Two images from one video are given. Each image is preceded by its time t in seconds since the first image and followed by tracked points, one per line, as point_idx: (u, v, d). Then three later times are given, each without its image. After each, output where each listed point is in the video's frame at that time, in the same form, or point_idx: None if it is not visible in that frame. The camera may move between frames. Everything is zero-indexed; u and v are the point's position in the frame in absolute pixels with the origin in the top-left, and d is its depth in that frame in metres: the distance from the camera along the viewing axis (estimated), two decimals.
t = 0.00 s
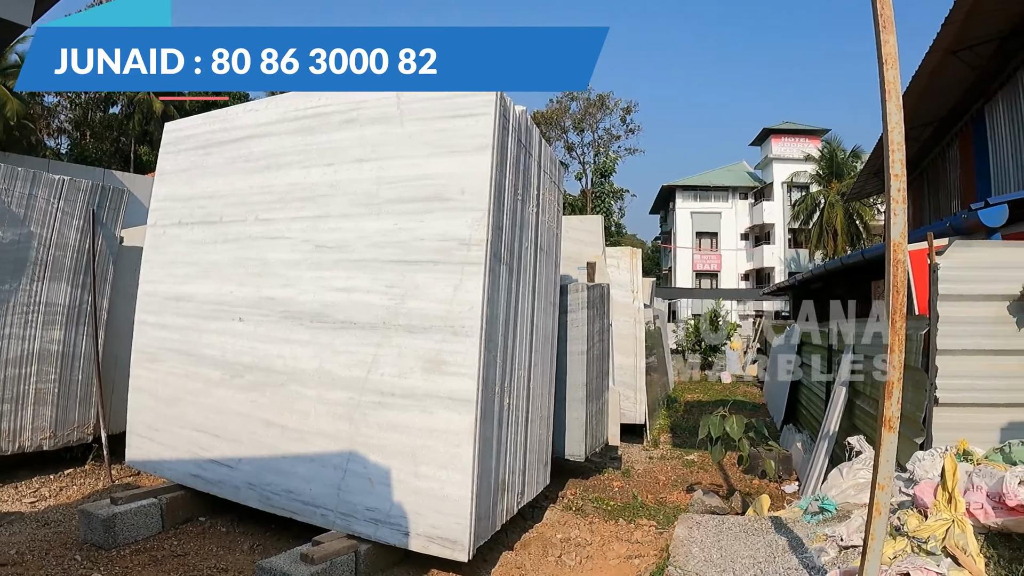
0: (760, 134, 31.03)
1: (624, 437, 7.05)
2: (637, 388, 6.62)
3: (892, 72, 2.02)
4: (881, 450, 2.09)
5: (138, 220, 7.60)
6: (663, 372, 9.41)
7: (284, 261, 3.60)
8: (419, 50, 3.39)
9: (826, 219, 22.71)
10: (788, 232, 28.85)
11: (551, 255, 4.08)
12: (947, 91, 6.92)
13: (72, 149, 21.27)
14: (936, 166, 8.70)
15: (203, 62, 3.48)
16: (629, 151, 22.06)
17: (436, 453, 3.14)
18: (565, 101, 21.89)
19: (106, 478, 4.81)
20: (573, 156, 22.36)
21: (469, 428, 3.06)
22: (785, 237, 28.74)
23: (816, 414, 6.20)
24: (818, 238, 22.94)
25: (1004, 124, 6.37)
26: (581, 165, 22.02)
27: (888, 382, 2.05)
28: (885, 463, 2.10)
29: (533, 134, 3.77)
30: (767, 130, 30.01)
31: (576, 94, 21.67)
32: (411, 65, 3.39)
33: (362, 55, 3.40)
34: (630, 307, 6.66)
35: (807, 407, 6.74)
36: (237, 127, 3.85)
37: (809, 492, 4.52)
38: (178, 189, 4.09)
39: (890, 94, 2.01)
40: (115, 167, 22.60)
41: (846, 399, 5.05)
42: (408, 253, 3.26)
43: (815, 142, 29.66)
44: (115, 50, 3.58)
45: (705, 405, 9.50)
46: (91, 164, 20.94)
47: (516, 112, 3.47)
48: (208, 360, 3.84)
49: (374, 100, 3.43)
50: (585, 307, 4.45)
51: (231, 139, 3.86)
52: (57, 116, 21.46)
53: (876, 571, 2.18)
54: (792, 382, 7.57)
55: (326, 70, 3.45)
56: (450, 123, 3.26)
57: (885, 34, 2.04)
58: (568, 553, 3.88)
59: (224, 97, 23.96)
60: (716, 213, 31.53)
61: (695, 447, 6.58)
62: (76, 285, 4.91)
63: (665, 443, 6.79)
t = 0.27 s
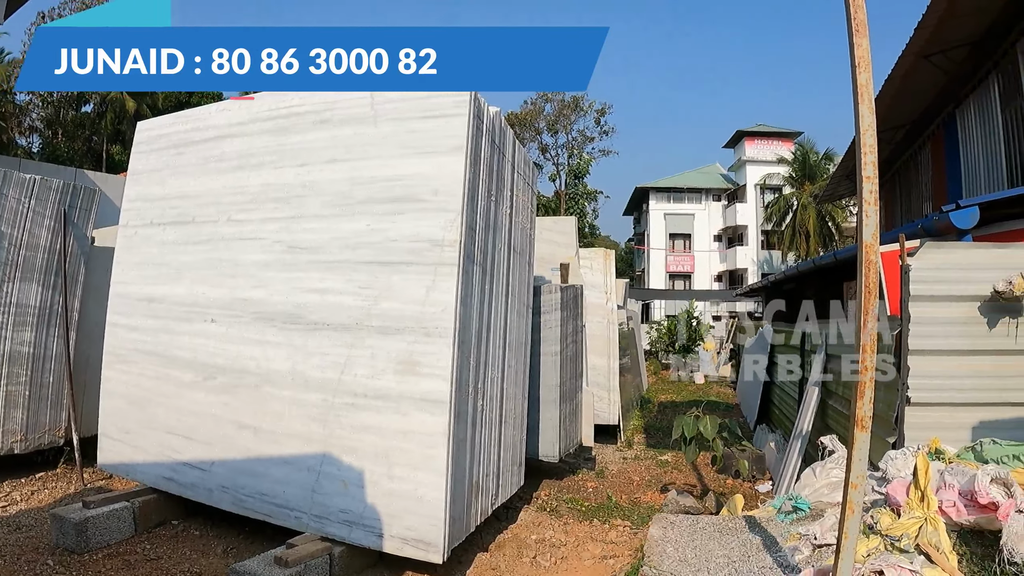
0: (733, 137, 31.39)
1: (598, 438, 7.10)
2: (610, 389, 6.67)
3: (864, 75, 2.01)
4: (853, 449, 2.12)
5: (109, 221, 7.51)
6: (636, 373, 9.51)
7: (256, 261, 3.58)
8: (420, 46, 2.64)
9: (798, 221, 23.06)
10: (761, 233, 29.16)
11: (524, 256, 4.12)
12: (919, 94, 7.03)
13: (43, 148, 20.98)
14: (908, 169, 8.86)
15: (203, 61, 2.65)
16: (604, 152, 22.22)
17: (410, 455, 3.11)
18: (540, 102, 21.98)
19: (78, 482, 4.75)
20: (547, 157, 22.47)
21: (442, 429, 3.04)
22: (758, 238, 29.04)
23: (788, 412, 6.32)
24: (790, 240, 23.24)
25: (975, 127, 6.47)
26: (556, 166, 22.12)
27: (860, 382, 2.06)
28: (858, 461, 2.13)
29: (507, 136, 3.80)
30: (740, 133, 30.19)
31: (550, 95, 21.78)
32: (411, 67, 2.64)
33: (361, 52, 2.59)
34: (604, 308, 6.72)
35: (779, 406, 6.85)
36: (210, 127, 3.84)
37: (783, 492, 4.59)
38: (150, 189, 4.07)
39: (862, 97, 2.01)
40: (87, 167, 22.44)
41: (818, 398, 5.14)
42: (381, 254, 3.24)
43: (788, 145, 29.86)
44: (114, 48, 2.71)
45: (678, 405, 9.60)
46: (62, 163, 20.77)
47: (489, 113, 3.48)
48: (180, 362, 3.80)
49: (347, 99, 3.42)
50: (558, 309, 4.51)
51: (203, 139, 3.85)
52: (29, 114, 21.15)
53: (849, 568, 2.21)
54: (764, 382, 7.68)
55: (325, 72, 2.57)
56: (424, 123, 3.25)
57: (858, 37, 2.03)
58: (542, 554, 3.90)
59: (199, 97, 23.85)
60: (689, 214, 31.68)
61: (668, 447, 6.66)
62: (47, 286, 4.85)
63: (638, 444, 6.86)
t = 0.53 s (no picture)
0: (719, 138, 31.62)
1: (584, 438, 7.14)
2: (596, 389, 6.70)
3: (848, 75, 2.03)
4: (838, 447, 2.13)
5: (94, 223, 7.46)
6: (622, 373, 9.56)
7: (240, 263, 3.57)
8: (420, 48, 2.94)
9: (783, 222, 23.17)
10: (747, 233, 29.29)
11: (509, 257, 4.14)
12: (904, 95, 7.10)
13: (26, 149, 20.82)
14: (892, 170, 8.96)
15: (203, 61, 2.97)
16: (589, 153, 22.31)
17: (396, 456, 3.10)
18: (526, 102, 22.04)
19: (63, 485, 4.72)
20: (534, 158, 22.53)
21: (429, 430, 3.03)
22: (744, 238, 29.19)
23: (774, 411, 6.37)
24: (776, 240, 23.34)
25: (959, 128, 6.54)
26: (543, 166, 22.18)
27: (844, 380, 2.08)
28: (843, 458, 2.14)
29: (492, 137, 3.81)
30: (726, 133, 30.35)
31: (536, 96, 21.85)
32: (411, 66, 2.94)
33: (362, 53, 2.90)
34: (590, 308, 6.76)
35: (765, 406, 6.92)
36: (194, 128, 3.84)
37: (770, 491, 4.66)
38: (135, 191, 4.07)
39: (846, 97, 2.03)
40: (71, 168, 22.36)
41: (803, 398, 5.22)
42: (366, 255, 3.23)
43: (772, 145, 30.24)
44: (114, 48, 3.00)
45: (663, 404, 9.66)
46: (46, 164, 20.63)
47: (475, 114, 3.49)
48: (165, 364, 3.79)
49: (332, 100, 3.42)
50: (544, 309, 4.53)
51: (188, 140, 3.85)
52: (12, 116, 20.97)
53: (836, 566, 2.21)
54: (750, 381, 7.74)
55: (325, 71, 2.91)
56: (409, 124, 3.25)
57: (842, 38, 2.04)
58: (529, 554, 3.91)
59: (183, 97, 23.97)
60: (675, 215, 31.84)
61: (654, 447, 6.70)
62: (31, 288, 4.82)
63: (624, 443, 6.90)
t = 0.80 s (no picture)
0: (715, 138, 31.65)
1: (580, 438, 7.15)
2: (592, 389, 6.70)
3: (844, 76, 2.04)
4: (834, 447, 2.13)
5: (89, 222, 7.44)
6: (618, 373, 9.56)
7: (236, 262, 3.57)
8: (417, 50, 3.38)
9: (779, 222, 23.19)
10: (743, 234, 29.29)
11: (506, 256, 4.14)
12: (900, 96, 7.11)
13: (21, 148, 20.76)
14: (888, 171, 8.98)
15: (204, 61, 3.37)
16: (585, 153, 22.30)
17: (391, 455, 3.09)
18: (522, 102, 22.04)
19: (58, 484, 4.71)
20: (529, 158, 22.53)
21: (424, 430, 3.03)
22: (740, 238, 29.20)
23: (770, 411, 6.38)
24: (772, 240, 23.34)
25: (955, 128, 6.55)
26: (538, 166, 22.17)
27: (840, 380, 2.08)
28: (839, 458, 2.14)
29: (488, 136, 3.81)
30: (723, 133, 30.29)
31: (532, 96, 21.85)
32: (409, 66, 3.39)
33: (361, 55, 3.29)
34: (585, 308, 6.76)
35: (761, 405, 6.93)
36: (190, 127, 3.84)
37: (766, 491, 4.68)
38: (131, 189, 4.07)
39: (842, 97, 2.04)
40: (67, 167, 22.36)
41: (799, 397, 5.25)
42: (361, 254, 3.23)
43: (768, 146, 30.30)
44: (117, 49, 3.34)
45: (659, 404, 9.66)
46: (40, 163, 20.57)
47: (471, 113, 3.49)
48: (161, 363, 3.79)
49: (327, 99, 3.42)
50: (540, 309, 4.54)
51: (184, 139, 3.85)
52: (8, 115, 20.88)
53: (832, 566, 2.21)
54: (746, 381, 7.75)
55: (326, 71, 3.36)
56: (404, 123, 3.25)
57: (838, 38, 2.04)
58: (525, 554, 3.91)
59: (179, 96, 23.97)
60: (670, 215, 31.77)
61: (650, 447, 6.72)
62: (26, 287, 4.81)
63: (620, 443, 6.91)
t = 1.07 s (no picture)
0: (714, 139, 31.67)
1: (579, 438, 7.16)
2: (591, 390, 6.71)
3: (843, 77, 2.04)
4: (833, 448, 2.13)
5: (88, 222, 7.44)
6: (616, 373, 9.57)
7: (235, 262, 3.57)
8: (418, 50, 3.35)
9: (778, 223, 23.21)
10: (742, 235, 29.31)
11: (505, 256, 4.15)
12: (899, 97, 7.12)
13: (21, 147, 20.76)
14: (886, 172, 9.00)
15: (203, 61, 3.32)
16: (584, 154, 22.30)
17: (390, 456, 3.09)
18: (521, 103, 22.05)
19: (56, 485, 4.71)
20: (528, 158, 22.54)
21: (422, 430, 3.02)
22: (739, 239, 29.22)
23: (768, 412, 6.39)
24: (770, 241, 23.36)
25: (953, 130, 6.57)
26: (537, 167, 22.18)
27: (839, 381, 2.08)
28: (838, 459, 2.14)
29: (487, 136, 3.82)
30: (722, 134, 30.33)
31: (531, 97, 21.85)
32: (410, 66, 3.38)
33: (361, 55, 3.25)
34: (584, 308, 6.77)
35: (759, 406, 6.94)
36: (189, 127, 3.84)
37: (764, 492, 4.68)
38: (130, 189, 4.07)
39: (840, 99, 2.04)
40: (65, 167, 22.38)
41: (797, 398, 5.25)
42: (360, 255, 3.23)
43: (767, 147, 30.33)
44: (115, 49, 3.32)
45: (657, 405, 9.67)
46: (39, 163, 20.56)
47: (470, 114, 3.49)
48: (159, 363, 3.79)
49: (327, 99, 3.42)
50: (539, 309, 4.54)
51: (183, 139, 3.86)
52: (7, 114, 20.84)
53: (830, 566, 2.21)
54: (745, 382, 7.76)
55: (326, 71, 3.31)
56: (404, 123, 3.25)
57: (838, 40, 2.05)
58: (524, 555, 3.92)
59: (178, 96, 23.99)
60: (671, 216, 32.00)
61: (649, 447, 6.73)
62: (24, 287, 4.81)
63: (619, 444, 6.92)
